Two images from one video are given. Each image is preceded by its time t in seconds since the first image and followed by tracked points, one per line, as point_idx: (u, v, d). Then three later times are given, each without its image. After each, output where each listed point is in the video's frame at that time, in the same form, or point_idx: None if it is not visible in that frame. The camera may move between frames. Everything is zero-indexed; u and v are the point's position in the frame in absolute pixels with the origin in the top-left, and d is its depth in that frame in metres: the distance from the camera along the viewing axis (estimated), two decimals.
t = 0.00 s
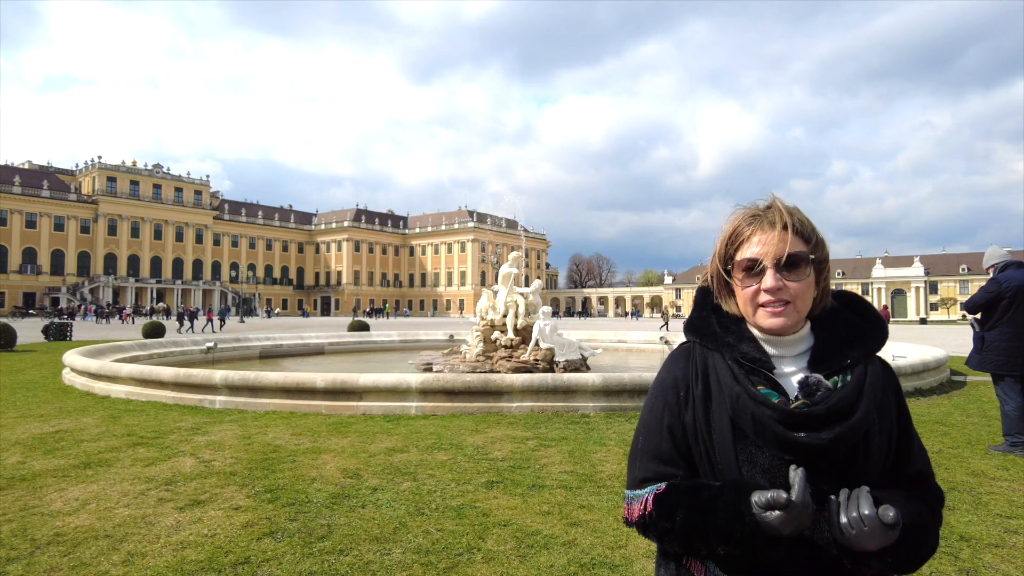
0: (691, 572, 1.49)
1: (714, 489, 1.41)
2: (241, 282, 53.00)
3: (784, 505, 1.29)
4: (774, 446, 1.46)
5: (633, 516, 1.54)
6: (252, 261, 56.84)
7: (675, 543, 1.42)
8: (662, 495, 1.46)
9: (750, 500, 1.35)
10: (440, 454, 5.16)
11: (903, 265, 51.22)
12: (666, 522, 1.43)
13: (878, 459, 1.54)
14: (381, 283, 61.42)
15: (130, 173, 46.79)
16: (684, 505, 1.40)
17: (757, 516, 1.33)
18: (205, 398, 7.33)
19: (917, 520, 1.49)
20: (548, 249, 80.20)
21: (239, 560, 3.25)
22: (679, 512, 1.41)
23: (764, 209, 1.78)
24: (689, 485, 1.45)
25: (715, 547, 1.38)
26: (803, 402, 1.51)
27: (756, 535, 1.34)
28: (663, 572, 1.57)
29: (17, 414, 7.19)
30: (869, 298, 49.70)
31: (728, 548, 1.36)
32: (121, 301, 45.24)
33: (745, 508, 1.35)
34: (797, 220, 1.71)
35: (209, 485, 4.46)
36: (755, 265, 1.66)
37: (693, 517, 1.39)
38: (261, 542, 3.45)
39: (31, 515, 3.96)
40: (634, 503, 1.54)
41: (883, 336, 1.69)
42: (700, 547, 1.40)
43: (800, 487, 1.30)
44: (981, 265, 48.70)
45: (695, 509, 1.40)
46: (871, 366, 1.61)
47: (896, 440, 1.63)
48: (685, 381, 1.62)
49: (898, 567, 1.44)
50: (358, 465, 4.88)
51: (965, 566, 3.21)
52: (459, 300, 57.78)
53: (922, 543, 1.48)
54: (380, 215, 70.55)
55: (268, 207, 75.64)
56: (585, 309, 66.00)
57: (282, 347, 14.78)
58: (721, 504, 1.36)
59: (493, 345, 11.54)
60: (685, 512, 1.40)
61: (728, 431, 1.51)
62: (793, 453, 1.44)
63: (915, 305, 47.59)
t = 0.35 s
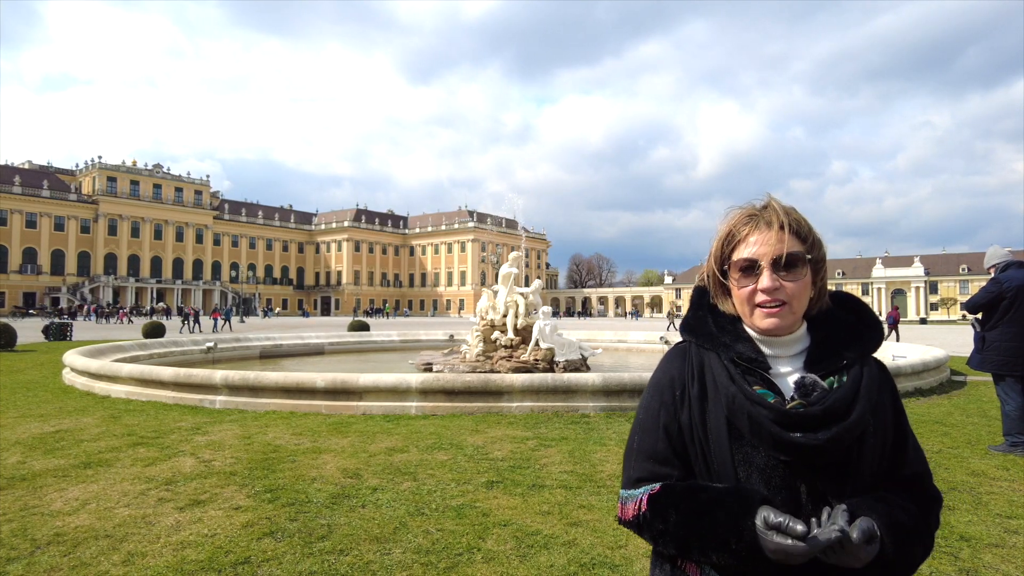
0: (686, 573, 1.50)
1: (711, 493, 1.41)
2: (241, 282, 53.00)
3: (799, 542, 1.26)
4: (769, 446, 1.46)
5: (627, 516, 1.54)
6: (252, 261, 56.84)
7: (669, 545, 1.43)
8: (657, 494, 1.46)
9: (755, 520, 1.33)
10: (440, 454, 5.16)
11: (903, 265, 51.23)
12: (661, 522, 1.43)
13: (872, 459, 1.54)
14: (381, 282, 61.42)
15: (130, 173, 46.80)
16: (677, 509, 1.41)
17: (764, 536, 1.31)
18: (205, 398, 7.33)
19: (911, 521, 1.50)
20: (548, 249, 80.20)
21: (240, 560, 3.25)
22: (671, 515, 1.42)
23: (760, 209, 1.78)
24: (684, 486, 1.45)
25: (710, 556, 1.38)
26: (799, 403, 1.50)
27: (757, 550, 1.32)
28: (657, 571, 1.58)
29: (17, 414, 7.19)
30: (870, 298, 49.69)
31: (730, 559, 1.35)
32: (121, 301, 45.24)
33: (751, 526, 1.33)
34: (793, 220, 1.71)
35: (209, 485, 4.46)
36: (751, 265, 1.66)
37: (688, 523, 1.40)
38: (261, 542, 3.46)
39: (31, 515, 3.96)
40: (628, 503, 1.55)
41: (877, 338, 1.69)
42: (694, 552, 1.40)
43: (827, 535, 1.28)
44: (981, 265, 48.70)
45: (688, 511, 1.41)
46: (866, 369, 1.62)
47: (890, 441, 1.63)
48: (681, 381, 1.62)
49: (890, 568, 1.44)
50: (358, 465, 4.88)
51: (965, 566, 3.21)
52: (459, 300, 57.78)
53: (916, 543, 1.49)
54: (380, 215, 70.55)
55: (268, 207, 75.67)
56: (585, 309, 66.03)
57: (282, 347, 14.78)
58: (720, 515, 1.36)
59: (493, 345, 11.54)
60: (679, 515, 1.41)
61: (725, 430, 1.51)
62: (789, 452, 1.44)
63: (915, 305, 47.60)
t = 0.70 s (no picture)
0: None
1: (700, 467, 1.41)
2: (241, 282, 53.00)
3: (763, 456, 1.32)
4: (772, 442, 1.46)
5: (625, 516, 1.53)
6: (252, 261, 56.85)
7: (662, 532, 1.39)
8: (654, 485, 1.43)
9: (729, 455, 1.38)
10: (440, 454, 5.16)
11: (903, 265, 51.22)
12: (653, 508, 1.41)
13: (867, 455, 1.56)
14: (382, 282, 61.42)
15: (130, 173, 46.79)
16: (668, 492, 1.38)
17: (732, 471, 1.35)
18: (205, 398, 7.33)
19: (903, 513, 1.51)
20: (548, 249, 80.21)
21: (240, 561, 3.25)
22: (663, 498, 1.39)
23: (759, 207, 1.78)
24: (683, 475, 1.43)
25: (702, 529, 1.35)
26: (801, 398, 1.51)
27: (739, 499, 1.34)
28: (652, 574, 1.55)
29: (17, 414, 7.19)
30: (869, 298, 49.68)
31: (716, 521, 1.34)
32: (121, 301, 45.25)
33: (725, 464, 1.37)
34: (793, 217, 1.72)
35: (209, 485, 4.46)
36: (753, 261, 1.65)
37: (679, 500, 1.37)
38: (261, 542, 3.46)
39: (31, 515, 3.97)
40: (624, 504, 1.53)
41: (862, 337, 1.73)
42: (687, 533, 1.36)
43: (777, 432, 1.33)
44: (981, 265, 48.69)
45: (681, 496, 1.37)
46: (856, 368, 1.65)
47: (880, 440, 1.64)
48: (679, 378, 1.60)
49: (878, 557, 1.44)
50: (358, 465, 4.88)
51: (964, 565, 3.21)
52: (459, 300, 57.76)
53: (908, 533, 1.50)
54: (380, 215, 70.57)
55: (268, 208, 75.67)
56: (585, 309, 66.04)
57: (283, 347, 14.80)
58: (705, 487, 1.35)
59: (493, 345, 11.53)
60: (670, 497, 1.38)
61: (726, 426, 1.51)
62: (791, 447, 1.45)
63: (915, 305, 47.60)
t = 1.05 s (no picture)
0: None
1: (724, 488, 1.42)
2: (241, 282, 52.99)
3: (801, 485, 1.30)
4: (779, 446, 1.47)
5: (634, 532, 1.51)
6: (252, 261, 56.85)
7: (681, 552, 1.40)
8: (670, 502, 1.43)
9: (761, 489, 1.35)
10: (440, 454, 5.16)
11: (903, 265, 51.21)
12: (672, 532, 1.41)
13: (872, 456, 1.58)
14: (382, 282, 61.41)
15: (130, 173, 46.79)
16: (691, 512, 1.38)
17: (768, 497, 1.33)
18: (205, 398, 7.33)
19: (912, 508, 1.52)
20: (548, 249, 80.19)
21: (240, 560, 3.25)
22: (687, 521, 1.39)
23: (766, 209, 1.77)
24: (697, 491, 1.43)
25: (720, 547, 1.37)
26: (807, 401, 1.52)
27: (766, 525, 1.33)
28: None
29: (17, 414, 7.19)
30: (870, 298, 49.66)
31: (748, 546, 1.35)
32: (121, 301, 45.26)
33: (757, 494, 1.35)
34: (800, 220, 1.70)
35: (209, 485, 4.46)
36: (753, 261, 1.65)
37: (705, 523, 1.37)
38: (261, 542, 3.46)
39: (31, 515, 3.97)
40: (632, 518, 1.51)
41: (857, 339, 1.76)
42: (708, 551, 1.37)
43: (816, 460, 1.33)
44: (981, 265, 48.68)
45: (700, 515, 1.38)
46: (857, 369, 1.66)
47: (881, 436, 1.65)
48: (682, 384, 1.60)
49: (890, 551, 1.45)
50: (358, 465, 4.88)
51: (965, 566, 3.21)
52: (459, 300, 57.77)
53: (915, 528, 1.51)
54: (381, 215, 70.58)
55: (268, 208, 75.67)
56: (585, 309, 66.03)
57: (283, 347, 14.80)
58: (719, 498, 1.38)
59: (493, 345, 11.54)
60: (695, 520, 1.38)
61: (733, 433, 1.50)
62: (799, 450, 1.46)
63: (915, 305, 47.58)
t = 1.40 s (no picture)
0: None
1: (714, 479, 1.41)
2: (241, 282, 53.00)
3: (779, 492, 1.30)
4: (778, 447, 1.47)
5: (626, 524, 1.53)
6: (253, 261, 56.85)
7: (666, 543, 1.40)
8: (656, 497, 1.44)
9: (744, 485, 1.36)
10: (440, 454, 5.16)
11: (903, 265, 51.20)
12: (657, 521, 1.42)
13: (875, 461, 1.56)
14: (382, 282, 61.40)
15: (130, 173, 46.78)
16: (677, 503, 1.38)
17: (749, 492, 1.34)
18: (205, 398, 7.33)
19: (914, 513, 1.50)
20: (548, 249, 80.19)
21: (240, 560, 3.25)
22: (670, 507, 1.40)
23: (770, 207, 1.77)
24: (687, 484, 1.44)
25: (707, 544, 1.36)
26: (806, 402, 1.51)
27: (752, 529, 1.33)
28: None
29: (17, 414, 7.19)
30: (870, 297, 49.65)
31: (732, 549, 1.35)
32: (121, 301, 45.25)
33: (740, 487, 1.36)
34: (806, 218, 1.70)
35: (209, 485, 4.46)
36: (756, 260, 1.65)
37: (701, 523, 1.35)
38: (261, 542, 3.45)
39: (31, 515, 3.96)
40: (626, 511, 1.53)
41: (868, 338, 1.73)
42: (693, 544, 1.38)
43: (815, 477, 1.31)
44: (981, 265, 48.67)
45: (689, 506, 1.38)
46: (864, 369, 1.62)
47: (888, 436, 1.63)
48: (682, 383, 1.61)
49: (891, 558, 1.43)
50: (358, 465, 4.88)
51: (965, 565, 3.21)
52: (459, 300, 57.75)
53: (916, 535, 1.49)
54: (381, 215, 70.59)
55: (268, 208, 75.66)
56: (585, 309, 66.03)
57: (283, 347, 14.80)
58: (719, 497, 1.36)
59: (493, 345, 11.54)
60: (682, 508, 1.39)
61: (731, 433, 1.51)
62: (798, 452, 1.45)
63: (915, 305, 47.59)
